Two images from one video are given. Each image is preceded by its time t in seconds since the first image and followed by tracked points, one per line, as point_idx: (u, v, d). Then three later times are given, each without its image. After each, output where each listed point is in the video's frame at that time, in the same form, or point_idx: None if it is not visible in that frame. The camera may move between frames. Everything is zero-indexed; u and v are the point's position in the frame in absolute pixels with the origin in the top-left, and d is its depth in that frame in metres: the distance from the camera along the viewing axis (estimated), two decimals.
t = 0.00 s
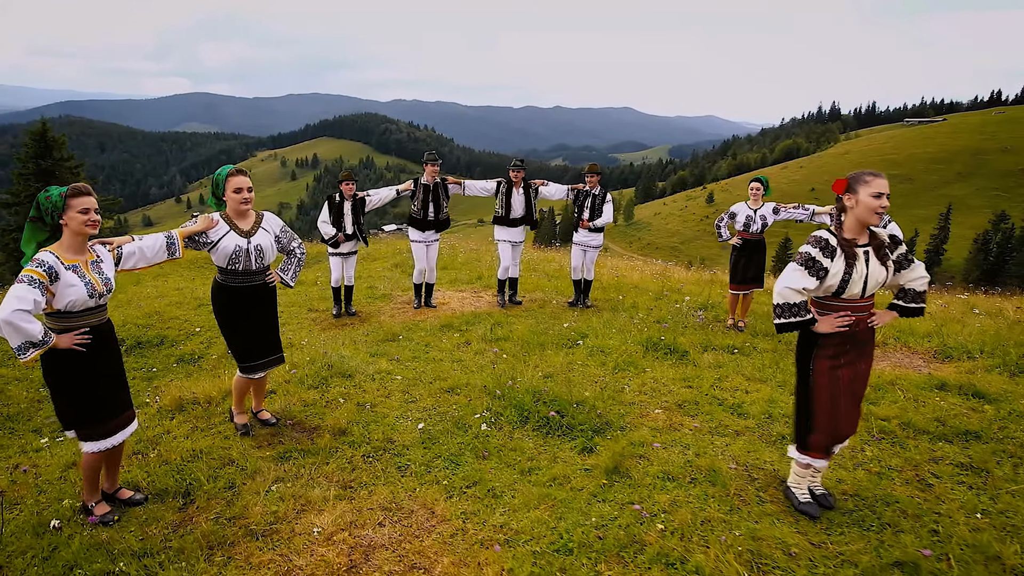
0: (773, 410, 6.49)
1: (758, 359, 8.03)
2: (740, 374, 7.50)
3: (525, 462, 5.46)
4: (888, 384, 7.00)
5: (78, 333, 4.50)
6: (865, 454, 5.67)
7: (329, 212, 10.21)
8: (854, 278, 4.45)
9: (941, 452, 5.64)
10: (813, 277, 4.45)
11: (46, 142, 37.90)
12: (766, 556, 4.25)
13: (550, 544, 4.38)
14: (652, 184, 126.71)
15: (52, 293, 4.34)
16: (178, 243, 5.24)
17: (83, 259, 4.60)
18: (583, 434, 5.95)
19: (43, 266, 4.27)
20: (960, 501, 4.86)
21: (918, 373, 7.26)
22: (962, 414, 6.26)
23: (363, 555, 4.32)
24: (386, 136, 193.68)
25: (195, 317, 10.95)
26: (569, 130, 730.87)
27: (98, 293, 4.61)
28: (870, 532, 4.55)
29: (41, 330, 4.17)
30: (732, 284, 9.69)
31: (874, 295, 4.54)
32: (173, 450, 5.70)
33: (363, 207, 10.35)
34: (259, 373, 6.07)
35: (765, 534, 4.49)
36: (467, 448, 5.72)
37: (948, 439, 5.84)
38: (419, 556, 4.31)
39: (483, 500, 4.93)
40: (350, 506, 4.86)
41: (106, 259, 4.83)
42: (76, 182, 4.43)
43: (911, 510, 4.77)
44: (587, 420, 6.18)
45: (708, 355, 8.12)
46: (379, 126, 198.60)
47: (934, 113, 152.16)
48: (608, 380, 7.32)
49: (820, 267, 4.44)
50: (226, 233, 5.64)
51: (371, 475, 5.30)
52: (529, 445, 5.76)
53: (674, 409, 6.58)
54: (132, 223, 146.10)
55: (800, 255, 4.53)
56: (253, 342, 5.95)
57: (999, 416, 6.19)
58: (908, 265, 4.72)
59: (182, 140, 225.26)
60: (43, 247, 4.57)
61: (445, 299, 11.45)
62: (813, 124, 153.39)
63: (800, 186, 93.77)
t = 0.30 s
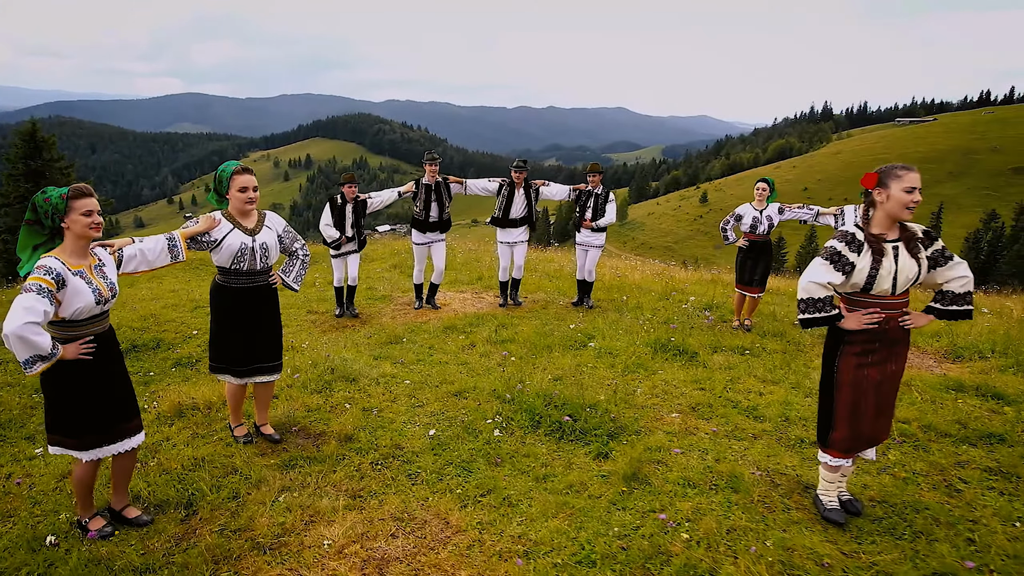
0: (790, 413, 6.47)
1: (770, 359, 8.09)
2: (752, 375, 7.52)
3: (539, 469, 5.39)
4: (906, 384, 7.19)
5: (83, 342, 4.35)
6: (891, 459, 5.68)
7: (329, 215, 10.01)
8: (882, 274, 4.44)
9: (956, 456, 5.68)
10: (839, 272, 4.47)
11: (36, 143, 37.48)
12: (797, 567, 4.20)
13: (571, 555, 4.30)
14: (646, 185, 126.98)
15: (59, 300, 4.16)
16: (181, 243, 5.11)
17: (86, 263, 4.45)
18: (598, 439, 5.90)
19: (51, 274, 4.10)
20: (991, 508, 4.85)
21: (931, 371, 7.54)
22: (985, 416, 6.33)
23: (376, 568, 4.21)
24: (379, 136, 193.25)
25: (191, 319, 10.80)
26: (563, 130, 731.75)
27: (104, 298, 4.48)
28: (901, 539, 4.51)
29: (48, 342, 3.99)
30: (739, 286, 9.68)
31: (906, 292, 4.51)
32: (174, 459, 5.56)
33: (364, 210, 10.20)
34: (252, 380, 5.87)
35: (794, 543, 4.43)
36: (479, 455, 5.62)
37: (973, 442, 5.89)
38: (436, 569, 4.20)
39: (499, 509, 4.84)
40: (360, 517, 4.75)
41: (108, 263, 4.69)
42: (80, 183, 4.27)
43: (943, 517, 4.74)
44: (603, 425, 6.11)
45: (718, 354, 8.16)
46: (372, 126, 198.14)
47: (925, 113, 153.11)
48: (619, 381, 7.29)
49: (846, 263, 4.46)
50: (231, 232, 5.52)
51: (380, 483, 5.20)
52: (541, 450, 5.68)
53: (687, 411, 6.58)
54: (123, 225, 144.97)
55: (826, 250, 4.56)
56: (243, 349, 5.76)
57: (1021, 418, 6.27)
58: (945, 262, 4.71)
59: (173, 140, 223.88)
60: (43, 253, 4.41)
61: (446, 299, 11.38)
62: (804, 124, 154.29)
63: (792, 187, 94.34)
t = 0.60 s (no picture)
0: (807, 417, 6.40)
1: (783, 361, 8.02)
2: (764, 377, 7.48)
3: (552, 476, 5.28)
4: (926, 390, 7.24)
5: (80, 334, 4.23)
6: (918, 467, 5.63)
7: (334, 209, 9.87)
8: (917, 276, 4.35)
9: (976, 464, 5.60)
10: (874, 274, 4.37)
11: (32, 142, 37.23)
12: None
13: (589, 569, 4.17)
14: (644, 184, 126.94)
15: (51, 291, 4.04)
16: (184, 236, 4.95)
17: (82, 251, 4.32)
18: (612, 445, 5.80)
19: (43, 264, 3.98)
20: None
21: (952, 376, 7.67)
22: (1011, 422, 6.38)
23: None
24: (378, 136, 192.92)
25: (192, 320, 10.67)
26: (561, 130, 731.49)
27: (100, 288, 4.35)
28: (935, 552, 4.41)
29: (38, 337, 3.89)
30: (751, 287, 9.52)
31: (937, 296, 4.43)
32: (171, 467, 5.41)
33: (370, 202, 10.10)
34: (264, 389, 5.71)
35: (824, 555, 4.33)
36: (491, 462, 5.51)
37: (1001, 449, 5.88)
38: None
39: (512, 520, 4.71)
40: (368, 529, 4.62)
41: (106, 251, 4.56)
42: (76, 169, 4.12)
43: (981, 530, 4.65)
44: (616, 432, 6.01)
45: (730, 357, 8.10)
46: (370, 126, 197.78)
47: (923, 113, 153.27)
48: (631, 385, 7.22)
49: (880, 264, 4.37)
50: (234, 230, 5.35)
51: (387, 492, 5.07)
52: (553, 457, 5.58)
53: (702, 415, 6.51)
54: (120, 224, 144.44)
55: (861, 249, 4.47)
56: (257, 356, 5.62)
57: None
58: (978, 268, 4.60)
59: (171, 140, 223.23)
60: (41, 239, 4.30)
61: (450, 300, 11.27)
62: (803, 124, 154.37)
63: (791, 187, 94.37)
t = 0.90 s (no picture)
0: (824, 429, 6.28)
1: (795, 367, 7.91)
2: (774, 384, 7.38)
3: (557, 495, 5.12)
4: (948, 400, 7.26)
5: (56, 362, 4.02)
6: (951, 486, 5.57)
7: (330, 213, 9.69)
8: (952, 286, 4.20)
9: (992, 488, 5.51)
10: (911, 282, 4.16)
11: (30, 142, 37.05)
12: None
13: None
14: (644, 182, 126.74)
15: (25, 315, 3.81)
16: (169, 247, 4.80)
17: (58, 271, 4.12)
18: (620, 461, 5.65)
19: (18, 285, 3.75)
20: None
21: (974, 382, 7.80)
22: None
23: None
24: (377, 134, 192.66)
25: (186, 324, 10.53)
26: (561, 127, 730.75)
27: (79, 310, 4.14)
28: None
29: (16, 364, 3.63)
30: (757, 284, 9.43)
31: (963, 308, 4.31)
32: (156, 484, 5.30)
33: (367, 204, 9.95)
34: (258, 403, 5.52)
35: None
36: (493, 479, 5.34)
37: None
38: None
39: (515, 544, 4.53)
40: (362, 555, 4.43)
41: (84, 270, 4.34)
42: (47, 176, 3.96)
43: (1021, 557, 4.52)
44: (623, 447, 5.85)
45: (740, 362, 7.99)
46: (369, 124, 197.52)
47: (923, 109, 152.86)
48: (636, 394, 7.09)
49: (918, 271, 4.17)
50: (225, 237, 5.18)
51: (382, 513, 4.91)
52: (558, 473, 5.43)
53: (712, 427, 6.39)
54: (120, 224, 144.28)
55: (898, 257, 4.24)
56: (255, 363, 5.46)
57: None
58: (1000, 280, 4.43)
59: (171, 139, 223.07)
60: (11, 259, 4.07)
61: (449, 302, 11.10)
62: (802, 121, 154.21)
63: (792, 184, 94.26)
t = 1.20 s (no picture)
0: (844, 447, 6.07)
1: (810, 377, 7.71)
2: (787, 395, 7.21)
3: (560, 519, 4.93)
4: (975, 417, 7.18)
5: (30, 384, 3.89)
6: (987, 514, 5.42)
7: (328, 216, 9.46)
8: (995, 303, 4.01)
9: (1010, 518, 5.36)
10: (946, 302, 3.97)
11: (36, 142, 37.07)
12: None
13: None
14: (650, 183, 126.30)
15: None
16: (154, 257, 4.63)
17: (31, 283, 3.98)
18: (627, 481, 5.46)
19: None
20: None
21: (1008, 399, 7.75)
22: None
23: None
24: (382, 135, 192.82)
25: (184, 330, 10.44)
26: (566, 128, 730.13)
27: (55, 324, 3.99)
28: None
29: None
30: (766, 292, 9.24)
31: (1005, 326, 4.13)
32: (136, 506, 5.18)
33: (366, 208, 9.76)
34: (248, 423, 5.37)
35: None
36: (494, 501, 5.15)
37: None
38: None
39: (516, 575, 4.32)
40: None
41: (62, 281, 4.20)
42: (18, 178, 3.86)
43: None
44: (630, 466, 5.65)
45: (751, 373, 7.78)
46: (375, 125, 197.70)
47: (931, 109, 151.68)
48: (641, 407, 6.89)
49: (955, 289, 3.98)
50: (216, 243, 5.00)
51: (374, 538, 4.73)
52: (562, 494, 5.25)
53: (724, 443, 6.20)
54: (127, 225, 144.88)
55: (930, 274, 4.02)
56: (241, 391, 5.30)
57: None
58: None
59: (178, 140, 224.01)
60: None
61: (452, 307, 10.95)
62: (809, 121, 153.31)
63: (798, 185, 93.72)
